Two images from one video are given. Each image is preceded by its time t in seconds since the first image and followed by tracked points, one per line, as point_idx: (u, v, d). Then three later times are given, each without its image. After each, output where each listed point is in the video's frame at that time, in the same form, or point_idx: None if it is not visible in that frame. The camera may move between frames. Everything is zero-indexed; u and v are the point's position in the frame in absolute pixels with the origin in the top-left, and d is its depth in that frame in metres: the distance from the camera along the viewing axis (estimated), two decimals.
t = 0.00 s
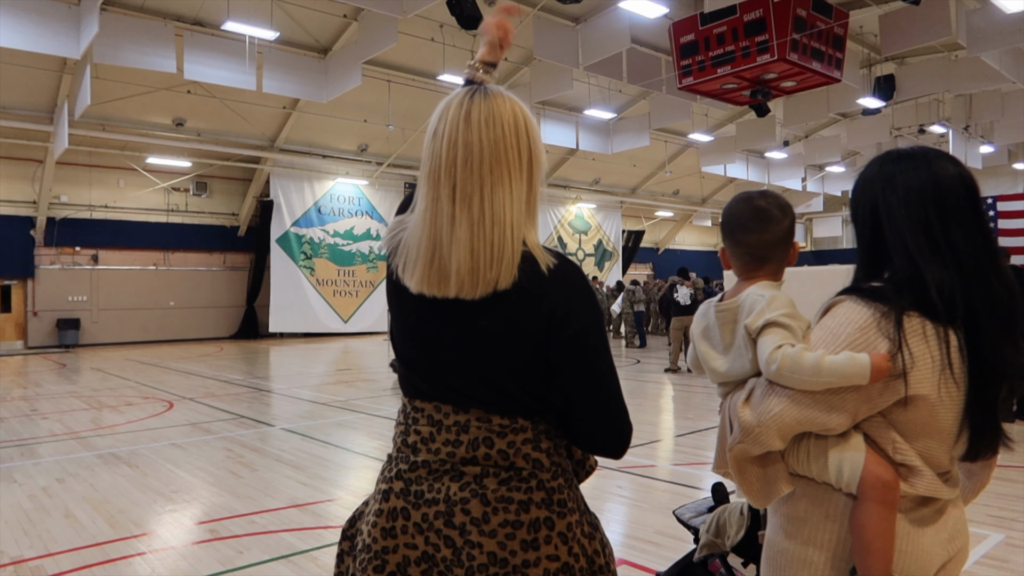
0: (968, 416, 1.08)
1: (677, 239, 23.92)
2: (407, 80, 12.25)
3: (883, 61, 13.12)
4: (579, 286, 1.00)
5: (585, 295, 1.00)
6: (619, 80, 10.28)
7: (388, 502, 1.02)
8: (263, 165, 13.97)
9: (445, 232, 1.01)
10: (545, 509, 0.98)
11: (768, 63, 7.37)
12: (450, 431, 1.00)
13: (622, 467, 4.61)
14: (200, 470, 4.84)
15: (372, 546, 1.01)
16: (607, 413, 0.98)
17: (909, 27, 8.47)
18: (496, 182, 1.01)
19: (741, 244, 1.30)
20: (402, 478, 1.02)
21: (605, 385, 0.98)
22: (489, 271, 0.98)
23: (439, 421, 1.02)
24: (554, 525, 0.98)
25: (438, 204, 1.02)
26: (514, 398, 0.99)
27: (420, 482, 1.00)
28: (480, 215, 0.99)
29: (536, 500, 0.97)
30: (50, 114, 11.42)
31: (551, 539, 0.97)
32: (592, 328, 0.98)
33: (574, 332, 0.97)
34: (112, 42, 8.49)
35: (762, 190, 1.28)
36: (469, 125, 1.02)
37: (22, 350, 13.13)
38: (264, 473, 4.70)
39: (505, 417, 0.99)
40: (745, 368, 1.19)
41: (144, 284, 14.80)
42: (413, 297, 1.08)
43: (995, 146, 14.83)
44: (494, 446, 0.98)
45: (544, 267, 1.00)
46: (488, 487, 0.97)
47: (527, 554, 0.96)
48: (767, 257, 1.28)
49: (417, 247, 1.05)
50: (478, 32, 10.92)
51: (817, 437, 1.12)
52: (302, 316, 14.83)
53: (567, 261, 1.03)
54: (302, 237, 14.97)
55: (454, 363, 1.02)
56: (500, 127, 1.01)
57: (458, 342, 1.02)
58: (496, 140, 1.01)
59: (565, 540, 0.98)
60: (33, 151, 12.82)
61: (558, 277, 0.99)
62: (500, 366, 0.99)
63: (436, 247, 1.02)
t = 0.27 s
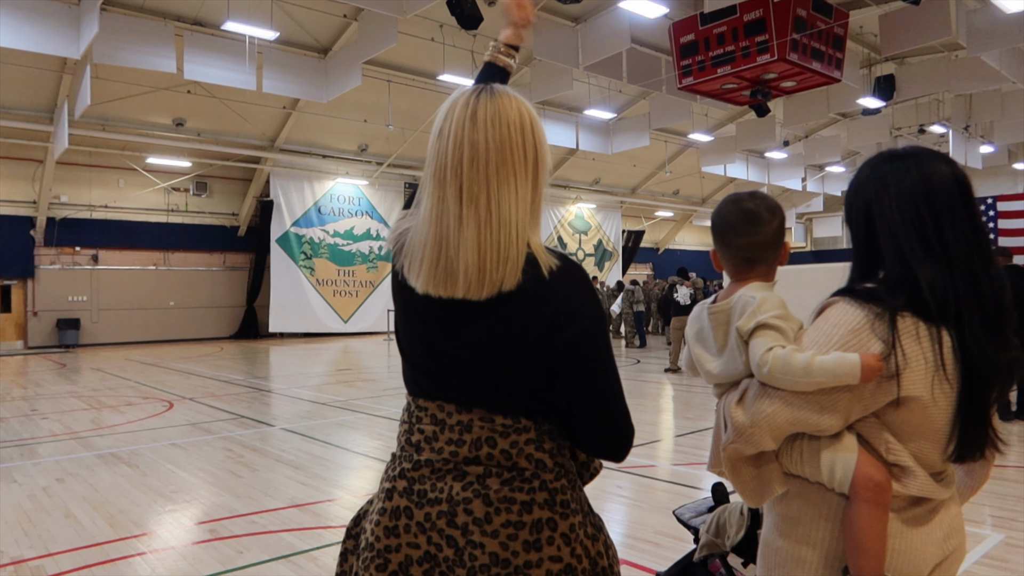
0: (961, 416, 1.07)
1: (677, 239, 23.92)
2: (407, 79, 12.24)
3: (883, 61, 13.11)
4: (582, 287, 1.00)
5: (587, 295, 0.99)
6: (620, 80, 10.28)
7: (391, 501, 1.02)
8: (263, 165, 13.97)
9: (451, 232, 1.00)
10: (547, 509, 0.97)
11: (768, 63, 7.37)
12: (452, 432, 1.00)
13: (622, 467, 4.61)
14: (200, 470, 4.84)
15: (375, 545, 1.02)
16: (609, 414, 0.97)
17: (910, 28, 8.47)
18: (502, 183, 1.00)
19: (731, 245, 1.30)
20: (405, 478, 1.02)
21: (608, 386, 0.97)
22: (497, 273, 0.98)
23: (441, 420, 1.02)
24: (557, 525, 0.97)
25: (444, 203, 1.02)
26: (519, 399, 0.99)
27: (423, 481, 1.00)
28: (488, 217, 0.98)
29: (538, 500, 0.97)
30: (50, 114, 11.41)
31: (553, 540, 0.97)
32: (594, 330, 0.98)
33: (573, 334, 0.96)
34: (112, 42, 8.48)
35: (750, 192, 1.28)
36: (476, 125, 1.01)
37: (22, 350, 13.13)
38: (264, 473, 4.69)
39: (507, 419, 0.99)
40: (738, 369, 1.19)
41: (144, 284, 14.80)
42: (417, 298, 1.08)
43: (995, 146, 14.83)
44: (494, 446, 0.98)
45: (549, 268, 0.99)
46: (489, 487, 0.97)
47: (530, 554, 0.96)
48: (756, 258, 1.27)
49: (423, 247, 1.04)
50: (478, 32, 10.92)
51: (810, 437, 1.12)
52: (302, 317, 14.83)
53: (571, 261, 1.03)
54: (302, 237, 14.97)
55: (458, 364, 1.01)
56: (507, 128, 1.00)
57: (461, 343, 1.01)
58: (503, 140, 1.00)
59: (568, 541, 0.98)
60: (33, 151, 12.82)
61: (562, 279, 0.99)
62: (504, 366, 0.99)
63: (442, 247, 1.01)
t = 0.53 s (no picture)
0: (958, 415, 1.07)
1: (677, 239, 23.92)
2: (407, 80, 12.24)
3: (883, 61, 13.10)
4: (583, 287, 0.99)
5: (589, 297, 0.98)
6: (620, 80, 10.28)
7: (391, 500, 1.02)
8: (263, 165, 13.96)
9: (454, 233, 0.99)
10: (548, 510, 0.96)
11: (768, 63, 7.36)
12: (454, 431, 0.99)
13: (622, 467, 4.60)
14: (200, 470, 4.83)
15: (378, 544, 1.01)
16: (610, 415, 0.96)
17: (910, 28, 8.46)
18: (506, 183, 0.99)
19: (724, 247, 1.29)
20: (407, 477, 1.02)
21: (609, 388, 0.97)
22: (500, 274, 0.97)
23: (442, 420, 1.01)
24: (557, 526, 0.96)
25: (447, 204, 1.01)
26: (521, 401, 0.98)
27: (423, 481, 1.00)
28: (492, 220, 0.97)
29: (538, 501, 0.96)
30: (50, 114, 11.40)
31: (553, 542, 0.96)
32: (596, 332, 0.97)
33: (575, 337, 0.95)
34: (112, 41, 8.47)
35: (741, 193, 1.27)
36: (482, 125, 1.00)
37: (22, 350, 13.12)
38: (263, 473, 4.69)
39: (508, 420, 0.98)
40: (732, 370, 1.18)
41: (144, 284, 14.79)
42: (420, 298, 1.07)
43: (995, 146, 14.82)
44: (494, 446, 0.97)
45: (552, 270, 0.98)
46: (489, 487, 0.96)
47: (530, 555, 0.95)
48: (751, 259, 1.26)
49: (427, 247, 1.03)
50: (478, 32, 10.92)
51: (805, 437, 1.11)
52: (302, 316, 14.81)
53: (573, 262, 1.02)
54: (302, 237, 14.97)
55: (459, 365, 1.01)
56: (513, 129, 0.99)
57: (463, 344, 1.01)
58: (508, 141, 0.99)
59: (569, 543, 0.97)
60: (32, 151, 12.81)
61: (565, 280, 0.98)
62: (505, 369, 0.98)
63: (444, 247, 1.00)
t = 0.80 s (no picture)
0: (957, 414, 1.09)
1: (677, 239, 23.94)
2: (407, 79, 12.25)
3: (883, 61, 13.13)
4: (586, 288, 1.01)
5: (590, 298, 1.00)
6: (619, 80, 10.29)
7: (393, 500, 1.04)
8: (263, 165, 13.97)
9: (454, 233, 1.01)
10: (548, 511, 0.98)
11: (768, 63, 7.38)
12: (455, 431, 1.02)
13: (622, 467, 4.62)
14: (200, 470, 4.85)
15: (379, 543, 1.04)
16: (612, 415, 0.98)
17: (910, 28, 8.48)
18: (506, 185, 1.01)
19: (724, 248, 1.31)
20: (407, 477, 1.04)
21: (610, 388, 0.99)
22: (499, 273, 0.99)
23: (443, 420, 1.04)
24: (558, 526, 0.98)
25: (448, 204, 1.03)
26: (520, 400, 1.00)
27: (424, 481, 1.02)
28: (492, 219, 0.99)
29: (539, 502, 0.98)
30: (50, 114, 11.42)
31: (554, 542, 0.98)
32: (598, 330, 0.99)
33: (576, 337, 0.97)
34: (112, 42, 8.49)
35: (738, 193, 1.29)
36: (482, 126, 1.02)
37: (22, 350, 13.14)
38: (264, 474, 4.71)
39: (508, 419, 1.00)
40: (734, 368, 1.20)
41: (143, 284, 14.81)
42: (422, 297, 1.09)
43: (995, 146, 14.85)
44: (495, 447, 0.99)
45: (552, 270, 1.00)
46: (490, 488, 0.98)
47: (530, 555, 0.97)
48: (750, 258, 1.29)
49: (428, 247, 1.05)
50: (478, 32, 10.94)
51: (808, 436, 1.13)
52: (302, 316, 14.84)
53: (574, 263, 1.04)
54: (302, 237, 14.99)
55: (460, 365, 1.03)
56: (514, 129, 1.01)
57: (463, 344, 1.03)
58: (509, 142, 1.01)
59: (569, 543, 0.99)
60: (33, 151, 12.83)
61: (566, 280, 1.00)
62: (505, 368, 1.00)
63: (445, 247, 1.02)
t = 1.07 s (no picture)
0: (961, 412, 1.09)
1: (677, 239, 23.93)
2: (407, 80, 12.25)
3: (883, 61, 13.12)
4: (588, 287, 1.00)
5: (593, 297, 1.00)
6: (620, 80, 10.29)
7: (392, 502, 1.04)
8: (263, 165, 13.97)
9: (457, 230, 1.01)
10: (550, 512, 0.98)
11: (768, 63, 7.38)
12: (456, 432, 1.01)
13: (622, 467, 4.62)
14: (200, 470, 4.84)
15: (378, 545, 1.04)
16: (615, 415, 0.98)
17: (909, 28, 8.48)
18: (510, 182, 1.00)
19: (729, 245, 1.30)
20: (407, 479, 1.04)
21: (613, 387, 0.98)
22: (503, 271, 0.98)
23: (443, 420, 1.03)
24: (560, 528, 0.98)
25: (451, 201, 1.02)
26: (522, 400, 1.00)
27: (424, 482, 1.02)
28: (496, 217, 0.99)
29: (541, 503, 0.97)
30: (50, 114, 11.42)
31: (556, 543, 0.97)
32: (601, 330, 0.98)
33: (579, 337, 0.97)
34: (112, 42, 8.49)
35: (745, 192, 1.29)
36: (486, 123, 1.01)
37: (22, 350, 13.14)
38: (264, 473, 4.70)
39: (509, 420, 1.00)
40: (741, 367, 1.20)
41: (143, 284, 14.81)
42: (423, 295, 1.09)
43: (995, 146, 14.84)
44: (497, 448, 0.99)
45: (555, 269, 1.00)
46: (491, 489, 0.98)
47: (530, 556, 0.96)
48: (756, 257, 1.28)
49: (430, 245, 1.05)
50: (478, 32, 10.93)
51: (815, 435, 1.13)
52: (302, 316, 14.84)
53: (577, 262, 1.03)
54: (302, 237, 14.97)
55: (461, 365, 1.03)
56: (519, 127, 1.00)
57: (465, 343, 1.03)
58: (513, 140, 1.01)
59: (571, 544, 0.98)
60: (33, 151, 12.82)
61: (568, 279, 0.99)
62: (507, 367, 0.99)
63: (447, 245, 1.02)
